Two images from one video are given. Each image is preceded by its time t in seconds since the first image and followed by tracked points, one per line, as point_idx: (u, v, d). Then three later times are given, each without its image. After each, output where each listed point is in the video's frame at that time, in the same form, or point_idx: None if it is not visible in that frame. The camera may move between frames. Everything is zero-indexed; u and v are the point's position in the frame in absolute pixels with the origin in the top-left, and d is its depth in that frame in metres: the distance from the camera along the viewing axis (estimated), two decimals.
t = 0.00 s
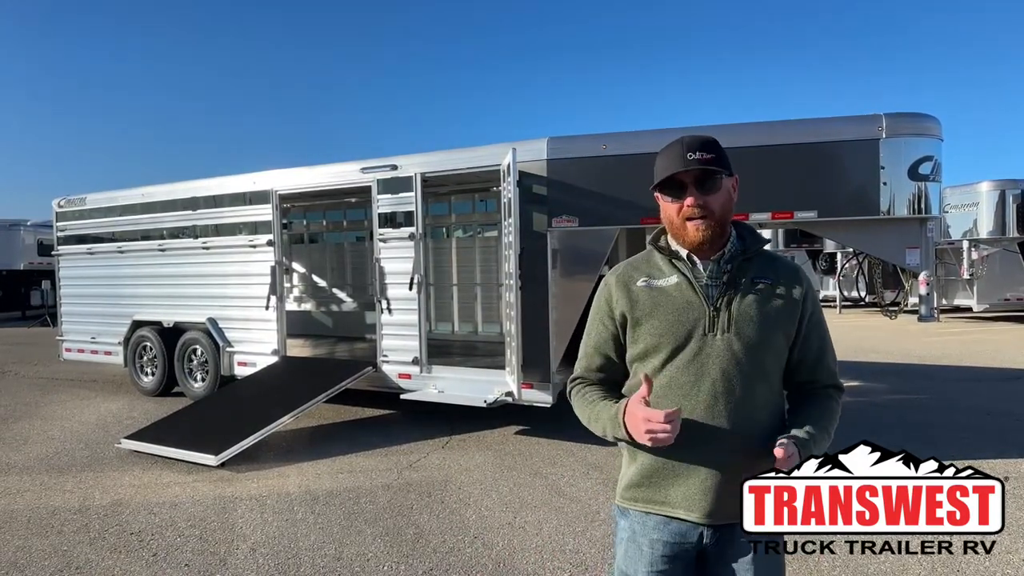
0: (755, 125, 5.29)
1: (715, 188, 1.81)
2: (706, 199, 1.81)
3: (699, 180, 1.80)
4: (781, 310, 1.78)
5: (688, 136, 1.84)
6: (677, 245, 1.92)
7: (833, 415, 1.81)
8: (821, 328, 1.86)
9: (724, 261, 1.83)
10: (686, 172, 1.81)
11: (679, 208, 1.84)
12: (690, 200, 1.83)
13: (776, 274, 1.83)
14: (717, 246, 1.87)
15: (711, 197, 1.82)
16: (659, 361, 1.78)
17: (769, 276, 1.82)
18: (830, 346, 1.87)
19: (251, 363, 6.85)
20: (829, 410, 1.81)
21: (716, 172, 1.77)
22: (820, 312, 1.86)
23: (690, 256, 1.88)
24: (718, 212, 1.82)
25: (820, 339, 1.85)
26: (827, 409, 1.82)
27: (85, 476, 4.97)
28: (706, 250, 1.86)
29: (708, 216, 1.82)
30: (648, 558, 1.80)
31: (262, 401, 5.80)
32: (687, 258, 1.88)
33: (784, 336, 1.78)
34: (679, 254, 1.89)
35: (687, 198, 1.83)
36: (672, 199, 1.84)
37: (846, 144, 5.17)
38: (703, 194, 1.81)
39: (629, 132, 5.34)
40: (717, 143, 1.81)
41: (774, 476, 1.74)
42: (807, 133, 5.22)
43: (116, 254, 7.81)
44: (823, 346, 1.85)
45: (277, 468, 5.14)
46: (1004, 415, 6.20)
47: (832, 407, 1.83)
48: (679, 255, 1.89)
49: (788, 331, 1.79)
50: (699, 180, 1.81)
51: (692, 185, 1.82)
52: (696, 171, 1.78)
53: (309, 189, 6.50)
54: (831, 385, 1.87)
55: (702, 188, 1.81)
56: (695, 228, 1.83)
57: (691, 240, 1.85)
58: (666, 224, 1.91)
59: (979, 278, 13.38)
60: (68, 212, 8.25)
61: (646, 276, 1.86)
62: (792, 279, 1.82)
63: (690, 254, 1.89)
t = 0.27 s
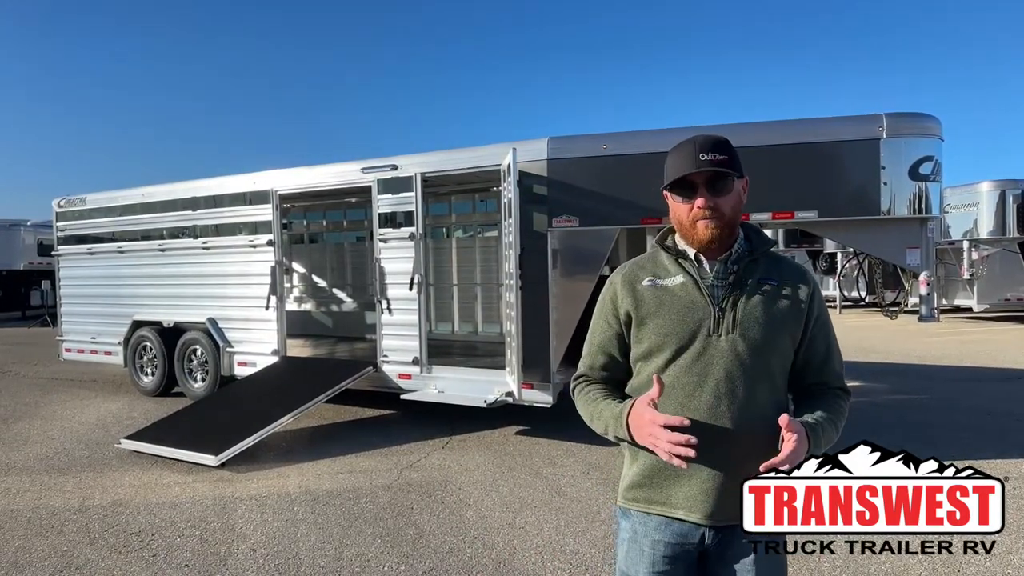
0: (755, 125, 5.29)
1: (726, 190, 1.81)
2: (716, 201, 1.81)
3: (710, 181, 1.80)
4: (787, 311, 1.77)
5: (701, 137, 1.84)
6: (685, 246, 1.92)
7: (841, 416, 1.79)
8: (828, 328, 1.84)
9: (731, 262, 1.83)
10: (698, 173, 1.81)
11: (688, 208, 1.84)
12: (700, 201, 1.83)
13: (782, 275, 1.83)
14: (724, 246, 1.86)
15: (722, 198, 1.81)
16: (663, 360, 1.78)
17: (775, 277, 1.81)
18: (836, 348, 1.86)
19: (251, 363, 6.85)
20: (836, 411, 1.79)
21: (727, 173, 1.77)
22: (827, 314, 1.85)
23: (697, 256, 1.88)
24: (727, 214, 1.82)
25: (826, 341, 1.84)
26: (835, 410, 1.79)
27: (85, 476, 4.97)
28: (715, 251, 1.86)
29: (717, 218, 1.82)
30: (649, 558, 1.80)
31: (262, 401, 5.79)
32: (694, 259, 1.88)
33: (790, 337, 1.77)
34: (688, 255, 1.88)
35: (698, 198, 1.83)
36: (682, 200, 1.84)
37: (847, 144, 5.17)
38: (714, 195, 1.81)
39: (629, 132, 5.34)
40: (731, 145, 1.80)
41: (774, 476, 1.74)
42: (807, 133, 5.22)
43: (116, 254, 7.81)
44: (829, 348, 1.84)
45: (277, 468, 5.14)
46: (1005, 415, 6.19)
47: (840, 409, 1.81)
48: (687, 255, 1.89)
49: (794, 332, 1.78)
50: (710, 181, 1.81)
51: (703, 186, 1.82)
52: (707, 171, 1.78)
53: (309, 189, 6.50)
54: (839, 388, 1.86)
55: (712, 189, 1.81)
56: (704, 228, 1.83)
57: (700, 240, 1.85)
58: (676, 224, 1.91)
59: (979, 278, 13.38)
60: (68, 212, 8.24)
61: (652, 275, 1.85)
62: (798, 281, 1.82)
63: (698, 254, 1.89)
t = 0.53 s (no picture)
0: (755, 125, 5.28)
1: (724, 192, 1.80)
2: (714, 203, 1.80)
3: (708, 184, 1.80)
4: (789, 312, 1.75)
5: (699, 138, 1.83)
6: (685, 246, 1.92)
7: (848, 419, 1.75)
8: (834, 329, 1.80)
9: (731, 261, 1.82)
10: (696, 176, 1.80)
11: (686, 211, 1.84)
12: (699, 204, 1.82)
13: (786, 275, 1.80)
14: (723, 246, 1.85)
15: (719, 201, 1.80)
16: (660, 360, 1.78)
17: (777, 277, 1.79)
18: (844, 350, 1.81)
19: (251, 363, 6.85)
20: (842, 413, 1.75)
21: (725, 176, 1.76)
22: (835, 313, 1.81)
23: (697, 257, 1.89)
24: (726, 216, 1.82)
25: (833, 342, 1.80)
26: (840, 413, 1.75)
27: (84, 476, 4.96)
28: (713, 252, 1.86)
29: (716, 219, 1.81)
30: (645, 556, 1.80)
31: (262, 401, 5.79)
32: (693, 258, 1.88)
33: (791, 338, 1.75)
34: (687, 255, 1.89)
35: (696, 201, 1.82)
36: (681, 202, 1.84)
37: (847, 144, 5.16)
38: (712, 198, 1.80)
39: (629, 132, 5.34)
40: (729, 146, 1.80)
41: (774, 476, 1.74)
42: (807, 133, 5.21)
43: (116, 254, 7.80)
44: (836, 348, 1.80)
45: (277, 468, 5.13)
46: (1005, 415, 6.19)
47: (846, 412, 1.77)
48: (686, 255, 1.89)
49: (795, 333, 1.75)
50: (708, 183, 1.80)
51: (701, 189, 1.81)
52: (705, 175, 1.77)
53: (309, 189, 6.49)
54: (846, 390, 1.81)
55: (710, 192, 1.80)
56: (703, 231, 1.83)
57: (699, 242, 1.85)
58: (674, 225, 1.91)
59: (979, 278, 13.38)
60: (68, 212, 8.24)
61: (653, 274, 1.86)
62: (802, 280, 1.79)
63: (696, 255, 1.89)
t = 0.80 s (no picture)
0: (755, 125, 5.28)
1: (716, 199, 1.79)
2: (708, 211, 1.80)
3: (700, 193, 1.79)
4: (789, 311, 1.73)
5: (691, 143, 1.81)
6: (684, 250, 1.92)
7: (850, 413, 1.71)
8: (838, 328, 1.76)
9: (729, 263, 1.82)
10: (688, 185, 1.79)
11: (682, 219, 1.83)
12: (692, 212, 1.82)
13: (787, 274, 1.78)
14: (721, 248, 1.85)
15: (712, 208, 1.80)
16: (659, 360, 1.79)
17: (777, 276, 1.78)
18: (849, 349, 1.78)
19: (251, 363, 6.85)
20: (846, 410, 1.71)
21: (715, 186, 1.75)
22: (840, 313, 1.77)
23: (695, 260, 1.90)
24: (720, 222, 1.81)
25: (840, 342, 1.76)
26: (844, 411, 1.70)
27: (85, 477, 4.96)
28: (710, 257, 1.86)
29: (710, 227, 1.81)
30: (644, 555, 1.80)
31: (262, 401, 5.79)
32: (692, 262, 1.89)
33: (791, 337, 1.73)
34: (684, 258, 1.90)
35: (689, 210, 1.82)
36: (676, 210, 1.83)
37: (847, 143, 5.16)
38: (705, 206, 1.79)
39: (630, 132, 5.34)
40: (719, 152, 1.77)
41: (774, 476, 1.73)
42: (808, 133, 5.21)
43: (116, 254, 7.80)
44: (841, 349, 1.76)
45: (277, 468, 5.14)
46: (1005, 415, 6.19)
47: (851, 411, 1.73)
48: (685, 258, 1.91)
49: (796, 332, 1.73)
50: (700, 191, 1.79)
51: (693, 198, 1.80)
52: (696, 186, 1.76)
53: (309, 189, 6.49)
54: (852, 389, 1.77)
55: (703, 199, 1.79)
56: (698, 238, 1.83)
57: (695, 249, 1.85)
58: (671, 230, 1.91)
59: (979, 278, 13.39)
60: (68, 212, 8.24)
61: (654, 276, 1.87)
62: (804, 279, 1.76)
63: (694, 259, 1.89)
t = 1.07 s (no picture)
0: (756, 125, 5.28)
1: (726, 193, 1.79)
2: (717, 205, 1.80)
3: (710, 187, 1.79)
4: (789, 310, 1.73)
5: (701, 138, 1.82)
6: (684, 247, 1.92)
7: (847, 410, 1.71)
8: (837, 327, 1.76)
9: (730, 261, 1.82)
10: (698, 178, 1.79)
11: (689, 213, 1.83)
12: (701, 206, 1.82)
13: (786, 274, 1.78)
14: (723, 246, 1.85)
15: (721, 203, 1.80)
16: (659, 361, 1.78)
17: (776, 276, 1.77)
18: (848, 349, 1.77)
19: (251, 363, 6.84)
20: (844, 410, 1.71)
21: (727, 178, 1.75)
22: (839, 312, 1.77)
23: (695, 257, 1.89)
24: (728, 218, 1.81)
25: (839, 342, 1.76)
26: (843, 411, 1.71)
27: (85, 477, 4.96)
28: (714, 254, 1.86)
29: (717, 221, 1.81)
30: (646, 556, 1.80)
31: (262, 401, 5.79)
32: (692, 259, 1.89)
33: (791, 337, 1.72)
34: (686, 255, 1.89)
35: (698, 203, 1.81)
36: (683, 203, 1.83)
37: (848, 143, 5.16)
38: (714, 200, 1.80)
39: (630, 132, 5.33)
40: (730, 147, 1.79)
41: (773, 475, 1.74)
42: (808, 132, 5.21)
43: (116, 254, 7.80)
44: (840, 348, 1.76)
45: (278, 468, 5.14)
46: (1005, 415, 6.19)
47: (850, 410, 1.73)
48: (685, 255, 1.90)
49: (796, 331, 1.73)
50: (710, 185, 1.79)
51: (704, 190, 1.80)
52: (708, 179, 1.76)
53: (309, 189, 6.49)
54: (851, 389, 1.77)
55: (712, 193, 1.80)
56: (705, 233, 1.83)
57: (700, 245, 1.84)
58: (675, 226, 1.90)
59: (979, 278, 13.38)
60: (69, 212, 8.24)
61: (653, 276, 1.86)
62: (803, 279, 1.76)
63: (696, 256, 1.89)
